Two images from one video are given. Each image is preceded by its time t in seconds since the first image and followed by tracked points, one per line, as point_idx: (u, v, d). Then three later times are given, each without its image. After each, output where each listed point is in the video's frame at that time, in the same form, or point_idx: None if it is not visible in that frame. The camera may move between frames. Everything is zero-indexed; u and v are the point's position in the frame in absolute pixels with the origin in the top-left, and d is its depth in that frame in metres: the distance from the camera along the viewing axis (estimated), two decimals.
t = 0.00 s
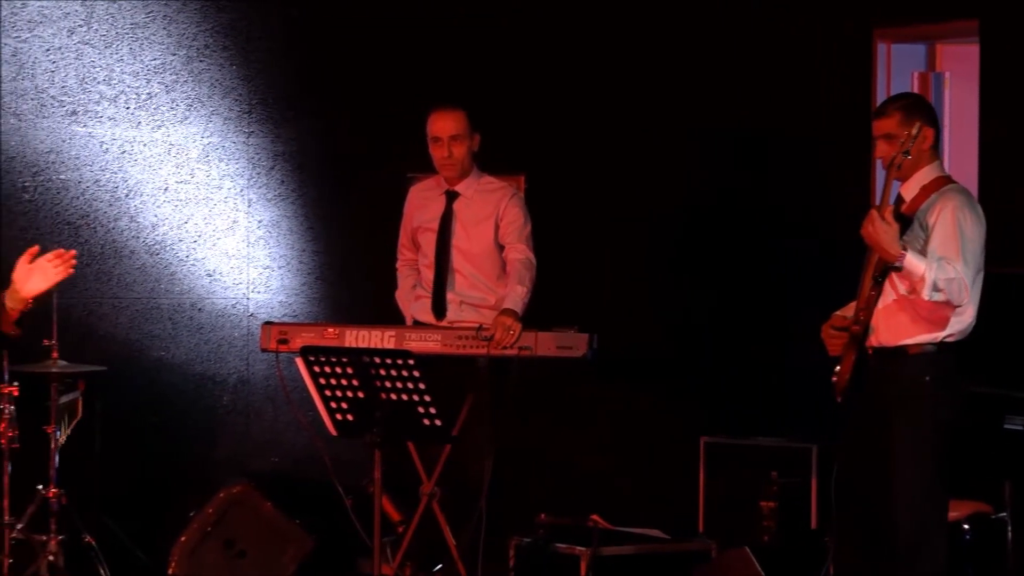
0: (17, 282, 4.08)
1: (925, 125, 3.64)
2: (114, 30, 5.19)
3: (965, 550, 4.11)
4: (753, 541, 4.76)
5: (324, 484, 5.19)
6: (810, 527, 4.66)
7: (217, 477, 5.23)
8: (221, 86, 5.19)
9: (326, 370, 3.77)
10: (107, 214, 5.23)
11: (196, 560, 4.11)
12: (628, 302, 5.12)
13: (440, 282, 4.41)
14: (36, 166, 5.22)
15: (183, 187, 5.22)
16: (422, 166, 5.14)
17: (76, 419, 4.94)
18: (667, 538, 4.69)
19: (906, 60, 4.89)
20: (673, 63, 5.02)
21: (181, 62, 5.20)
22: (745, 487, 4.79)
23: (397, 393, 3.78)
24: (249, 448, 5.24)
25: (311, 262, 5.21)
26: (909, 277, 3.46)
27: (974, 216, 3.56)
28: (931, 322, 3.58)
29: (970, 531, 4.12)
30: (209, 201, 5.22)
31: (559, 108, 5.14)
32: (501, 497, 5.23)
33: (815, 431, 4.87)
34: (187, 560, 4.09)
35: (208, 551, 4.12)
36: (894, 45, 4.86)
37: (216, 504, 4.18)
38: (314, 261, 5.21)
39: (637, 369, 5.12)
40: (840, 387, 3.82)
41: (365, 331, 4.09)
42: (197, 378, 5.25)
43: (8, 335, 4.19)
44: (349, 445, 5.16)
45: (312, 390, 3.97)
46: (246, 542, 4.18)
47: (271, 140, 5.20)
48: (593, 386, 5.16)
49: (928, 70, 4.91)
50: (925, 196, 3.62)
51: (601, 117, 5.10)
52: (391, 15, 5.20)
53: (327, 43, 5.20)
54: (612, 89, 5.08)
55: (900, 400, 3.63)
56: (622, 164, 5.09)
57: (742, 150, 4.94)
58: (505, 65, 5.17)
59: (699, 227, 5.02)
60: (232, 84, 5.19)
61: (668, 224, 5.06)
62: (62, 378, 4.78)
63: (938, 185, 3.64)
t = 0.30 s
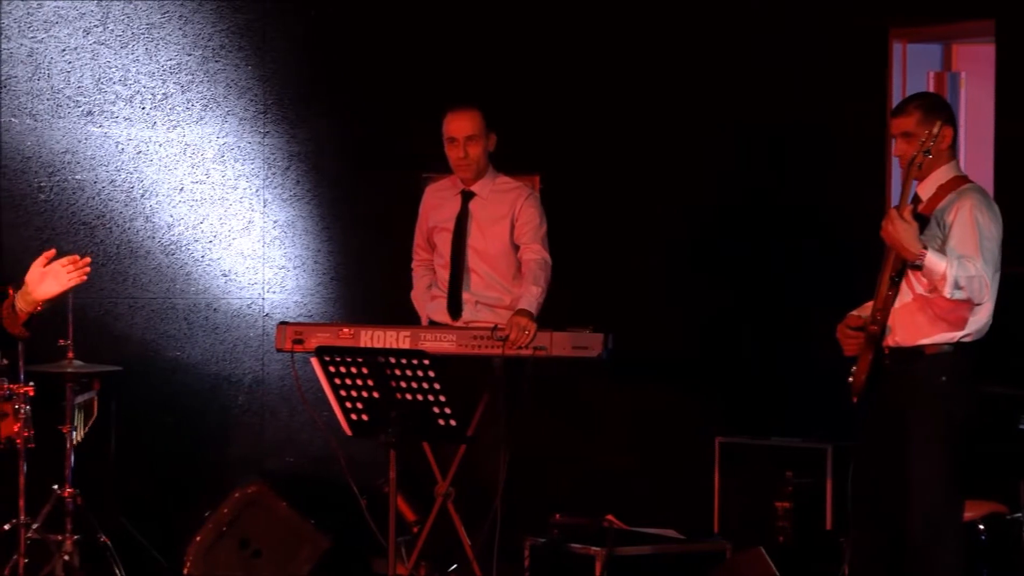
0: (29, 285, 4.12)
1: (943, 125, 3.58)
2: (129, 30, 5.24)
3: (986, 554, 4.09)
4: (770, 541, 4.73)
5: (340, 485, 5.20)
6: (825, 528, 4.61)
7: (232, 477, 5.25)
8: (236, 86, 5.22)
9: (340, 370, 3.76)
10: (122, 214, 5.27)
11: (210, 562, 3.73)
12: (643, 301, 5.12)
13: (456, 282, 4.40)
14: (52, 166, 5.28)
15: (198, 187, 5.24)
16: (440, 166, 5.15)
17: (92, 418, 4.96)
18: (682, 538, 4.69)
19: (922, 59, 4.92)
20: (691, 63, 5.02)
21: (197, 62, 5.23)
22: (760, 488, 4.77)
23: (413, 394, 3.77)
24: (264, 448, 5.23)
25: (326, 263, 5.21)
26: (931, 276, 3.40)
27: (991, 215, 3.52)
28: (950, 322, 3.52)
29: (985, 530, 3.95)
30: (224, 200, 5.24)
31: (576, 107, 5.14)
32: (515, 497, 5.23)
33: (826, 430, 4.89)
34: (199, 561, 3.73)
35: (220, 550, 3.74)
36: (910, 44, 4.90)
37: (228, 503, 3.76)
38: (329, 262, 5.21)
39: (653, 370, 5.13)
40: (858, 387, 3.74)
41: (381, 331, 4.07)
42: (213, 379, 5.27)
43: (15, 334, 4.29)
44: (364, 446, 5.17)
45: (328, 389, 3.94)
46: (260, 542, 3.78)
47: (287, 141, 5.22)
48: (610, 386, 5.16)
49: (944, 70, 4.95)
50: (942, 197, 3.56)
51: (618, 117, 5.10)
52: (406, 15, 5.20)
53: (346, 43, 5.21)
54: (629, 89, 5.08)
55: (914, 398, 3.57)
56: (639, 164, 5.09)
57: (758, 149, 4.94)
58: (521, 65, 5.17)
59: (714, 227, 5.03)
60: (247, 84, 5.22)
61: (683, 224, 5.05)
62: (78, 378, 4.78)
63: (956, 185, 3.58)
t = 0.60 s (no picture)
0: (33, 278, 4.27)
1: (957, 125, 3.57)
2: (141, 30, 5.23)
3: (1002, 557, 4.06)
4: (781, 540, 4.68)
5: (350, 485, 5.20)
6: (836, 527, 4.56)
7: (243, 478, 5.26)
8: (247, 86, 5.23)
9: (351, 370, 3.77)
10: (134, 214, 5.26)
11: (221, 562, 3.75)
12: (653, 302, 5.12)
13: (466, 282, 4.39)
14: (63, 166, 5.23)
15: (209, 187, 5.25)
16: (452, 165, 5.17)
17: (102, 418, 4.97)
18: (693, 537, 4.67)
19: (934, 60, 4.86)
20: (701, 63, 5.02)
21: (207, 62, 5.23)
22: (771, 488, 4.75)
23: (423, 393, 3.77)
24: (275, 448, 5.26)
25: (336, 262, 5.23)
26: (946, 276, 3.39)
27: (1005, 215, 3.50)
28: (963, 322, 3.52)
29: (998, 531, 3.90)
30: (235, 200, 5.26)
31: (586, 107, 5.14)
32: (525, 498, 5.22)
33: (840, 429, 4.85)
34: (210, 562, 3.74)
35: (230, 551, 3.76)
36: (923, 44, 4.81)
37: (240, 504, 3.77)
38: (339, 262, 5.23)
39: (663, 371, 5.13)
40: (869, 387, 3.69)
41: (391, 331, 4.06)
42: (224, 379, 5.28)
43: (20, 329, 4.38)
44: (375, 446, 5.17)
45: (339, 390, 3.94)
46: (270, 543, 3.79)
47: (298, 141, 5.24)
48: (620, 386, 5.17)
49: (955, 70, 4.93)
50: (955, 197, 3.54)
51: (628, 117, 5.10)
52: (415, 15, 5.21)
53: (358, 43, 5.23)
54: (639, 89, 5.08)
55: (926, 398, 3.56)
56: (649, 164, 5.09)
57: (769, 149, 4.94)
58: (530, 65, 5.17)
59: (724, 228, 5.02)
60: (258, 84, 5.23)
61: (693, 224, 5.05)
62: (89, 377, 4.77)
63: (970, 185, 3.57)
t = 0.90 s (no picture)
0: (37, 273, 4.31)
1: (962, 126, 3.61)
2: (152, 32, 5.30)
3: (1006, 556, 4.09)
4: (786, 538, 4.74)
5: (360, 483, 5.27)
6: (840, 525, 4.60)
7: (254, 476, 5.34)
8: (257, 88, 5.31)
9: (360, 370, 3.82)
10: (145, 215, 5.32)
11: (234, 557, 4.00)
12: (658, 303, 5.17)
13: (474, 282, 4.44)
14: (75, 167, 5.27)
15: (220, 188, 5.33)
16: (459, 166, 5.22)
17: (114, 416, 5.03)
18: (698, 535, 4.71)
19: (936, 61, 4.92)
20: (706, 65, 5.05)
21: (218, 64, 5.31)
22: (776, 486, 4.79)
23: (432, 392, 3.81)
24: (286, 447, 5.34)
25: (346, 262, 5.31)
26: (954, 276, 3.43)
27: (1011, 215, 3.55)
28: (968, 321, 3.57)
29: (1001, 529, 3.94)
30: (245, 201, 5.33)
31: (592, 109, 5.19)
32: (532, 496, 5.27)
33: (846, 429, 4.88)
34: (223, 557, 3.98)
35: (242, 548, 4.01)
36: (926, 46, 4.87)
37: (252, 502, 4.04)
38: (349, 262, 5.31)
39: (668, 371, 5.18)
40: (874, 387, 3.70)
41: (400, 331, 4.10)
42: (235, 378, 5.36)
43: (29, 324, 4.41)
44: (384, 445, 5.26)
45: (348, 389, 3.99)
46: (280, 540, 4.04)
47: (308, 142, 5.32)
48: (626, 386, 5.23)
49: (958, 72, 5.00)
50: (961, 198, 3.59)
51: (633, 118, 5.15)
52: (423, 19, 5.28)
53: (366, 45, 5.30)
54: (644, 90, 5.13)
55: (932, 398, 3.61)
56: (654, 164, 5.14)
57: (773, 151, 4.96)
58: (537, 68, 5.23)
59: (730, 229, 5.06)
60: (269, 86, 5.31)
61: (699, 225, 5.10)
62: (101, 376, 4.82)
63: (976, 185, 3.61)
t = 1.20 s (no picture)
0: (60, 289, 3.83)
1: (961, 130, 3.73)
2: (172, 38, 5.37)
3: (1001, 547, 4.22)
4: (790, 531, 4.85)
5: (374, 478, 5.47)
6: (842, 519, 4.72)
7: (271, 473, 5.49)
8: (274, 93, 5.45)
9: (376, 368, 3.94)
10: (164, 216, 5.39)
11: (253, 551, 4.09)
12: (665, 302, 5.29)
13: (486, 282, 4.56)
14: (97, 170, 5.29)
15: (237, 190, 5.45)
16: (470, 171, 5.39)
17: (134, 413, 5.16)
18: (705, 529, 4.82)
19: (937, 67, 5.04)
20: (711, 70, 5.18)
21: (236, 69, 5.43)
22: (780, 482, 4.91)
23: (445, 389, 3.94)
24: (300, 443, 5.53)
25: (360, 263, 5.52)
26: (956, 278, 3.54)
27: (1010, 217, 3.66)
28: (970, 321, 3.68)
29: (999, 523, 4.03)
30: (262, 203, 5.48)
31: (599, 114, 5.33)
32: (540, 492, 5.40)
33: (848, 426, 5.00)
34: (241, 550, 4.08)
35: (260, 541, 4.10)
36: (927, 52, 4.97)
37: (269, 497, 4.13)
38: (364, 262, 5.52)
39: (674, 368, 5.30)
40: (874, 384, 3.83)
41: (414, 330, 4.22)
42: (252, 375, 5.51)
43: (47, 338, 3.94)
44: (397, 442, 5.42)
45: (363, 386, 4.12)
46: (297, 534, 4.15)
47: (324, 146, 5.49)
48: (632, 383, 5.35)
49: (959, 77, 5.12)
50: (962, 201, 3.70)
51: (640, 122, 5.28)
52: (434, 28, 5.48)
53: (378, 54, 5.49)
54: (650, 95, 5.26)
55: (932, 395, 3.73)
56: (661, 167, 5.26)
57: (778, 154, 5.09)
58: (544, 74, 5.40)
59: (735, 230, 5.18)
60: (285, 91, 5.46)
61: (704, 227, 5.22)
62: (121, 374, 4.94)
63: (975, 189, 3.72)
